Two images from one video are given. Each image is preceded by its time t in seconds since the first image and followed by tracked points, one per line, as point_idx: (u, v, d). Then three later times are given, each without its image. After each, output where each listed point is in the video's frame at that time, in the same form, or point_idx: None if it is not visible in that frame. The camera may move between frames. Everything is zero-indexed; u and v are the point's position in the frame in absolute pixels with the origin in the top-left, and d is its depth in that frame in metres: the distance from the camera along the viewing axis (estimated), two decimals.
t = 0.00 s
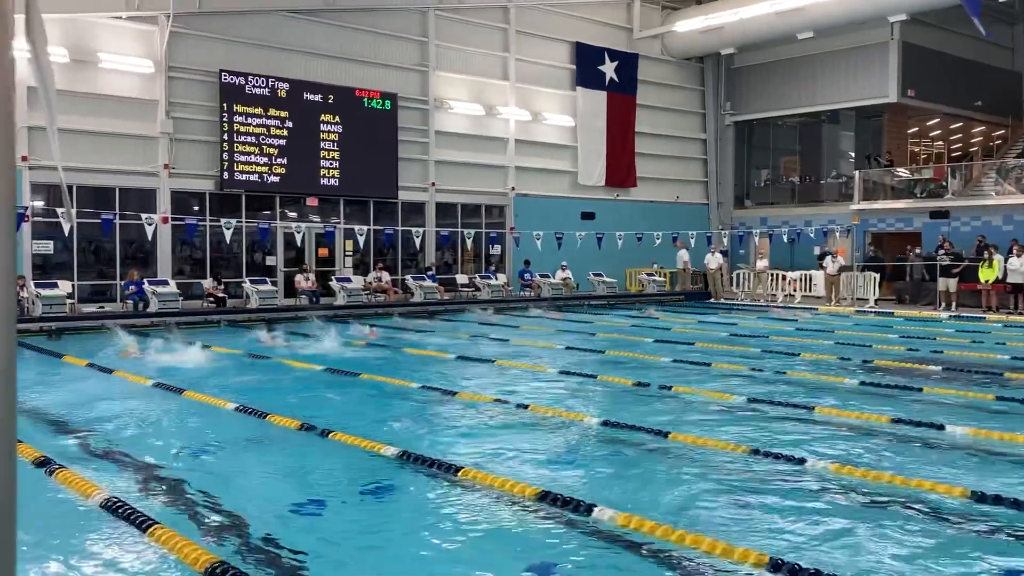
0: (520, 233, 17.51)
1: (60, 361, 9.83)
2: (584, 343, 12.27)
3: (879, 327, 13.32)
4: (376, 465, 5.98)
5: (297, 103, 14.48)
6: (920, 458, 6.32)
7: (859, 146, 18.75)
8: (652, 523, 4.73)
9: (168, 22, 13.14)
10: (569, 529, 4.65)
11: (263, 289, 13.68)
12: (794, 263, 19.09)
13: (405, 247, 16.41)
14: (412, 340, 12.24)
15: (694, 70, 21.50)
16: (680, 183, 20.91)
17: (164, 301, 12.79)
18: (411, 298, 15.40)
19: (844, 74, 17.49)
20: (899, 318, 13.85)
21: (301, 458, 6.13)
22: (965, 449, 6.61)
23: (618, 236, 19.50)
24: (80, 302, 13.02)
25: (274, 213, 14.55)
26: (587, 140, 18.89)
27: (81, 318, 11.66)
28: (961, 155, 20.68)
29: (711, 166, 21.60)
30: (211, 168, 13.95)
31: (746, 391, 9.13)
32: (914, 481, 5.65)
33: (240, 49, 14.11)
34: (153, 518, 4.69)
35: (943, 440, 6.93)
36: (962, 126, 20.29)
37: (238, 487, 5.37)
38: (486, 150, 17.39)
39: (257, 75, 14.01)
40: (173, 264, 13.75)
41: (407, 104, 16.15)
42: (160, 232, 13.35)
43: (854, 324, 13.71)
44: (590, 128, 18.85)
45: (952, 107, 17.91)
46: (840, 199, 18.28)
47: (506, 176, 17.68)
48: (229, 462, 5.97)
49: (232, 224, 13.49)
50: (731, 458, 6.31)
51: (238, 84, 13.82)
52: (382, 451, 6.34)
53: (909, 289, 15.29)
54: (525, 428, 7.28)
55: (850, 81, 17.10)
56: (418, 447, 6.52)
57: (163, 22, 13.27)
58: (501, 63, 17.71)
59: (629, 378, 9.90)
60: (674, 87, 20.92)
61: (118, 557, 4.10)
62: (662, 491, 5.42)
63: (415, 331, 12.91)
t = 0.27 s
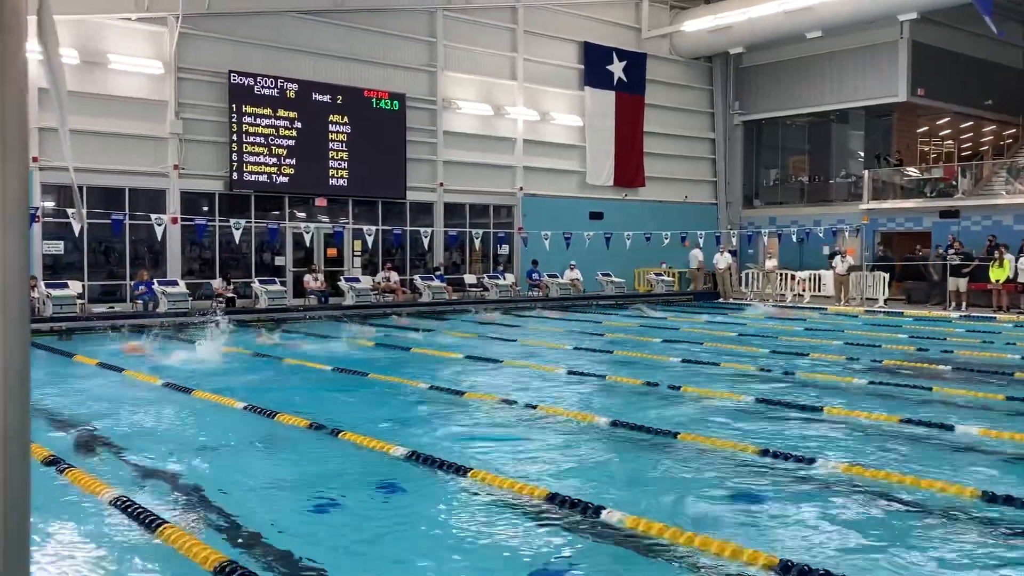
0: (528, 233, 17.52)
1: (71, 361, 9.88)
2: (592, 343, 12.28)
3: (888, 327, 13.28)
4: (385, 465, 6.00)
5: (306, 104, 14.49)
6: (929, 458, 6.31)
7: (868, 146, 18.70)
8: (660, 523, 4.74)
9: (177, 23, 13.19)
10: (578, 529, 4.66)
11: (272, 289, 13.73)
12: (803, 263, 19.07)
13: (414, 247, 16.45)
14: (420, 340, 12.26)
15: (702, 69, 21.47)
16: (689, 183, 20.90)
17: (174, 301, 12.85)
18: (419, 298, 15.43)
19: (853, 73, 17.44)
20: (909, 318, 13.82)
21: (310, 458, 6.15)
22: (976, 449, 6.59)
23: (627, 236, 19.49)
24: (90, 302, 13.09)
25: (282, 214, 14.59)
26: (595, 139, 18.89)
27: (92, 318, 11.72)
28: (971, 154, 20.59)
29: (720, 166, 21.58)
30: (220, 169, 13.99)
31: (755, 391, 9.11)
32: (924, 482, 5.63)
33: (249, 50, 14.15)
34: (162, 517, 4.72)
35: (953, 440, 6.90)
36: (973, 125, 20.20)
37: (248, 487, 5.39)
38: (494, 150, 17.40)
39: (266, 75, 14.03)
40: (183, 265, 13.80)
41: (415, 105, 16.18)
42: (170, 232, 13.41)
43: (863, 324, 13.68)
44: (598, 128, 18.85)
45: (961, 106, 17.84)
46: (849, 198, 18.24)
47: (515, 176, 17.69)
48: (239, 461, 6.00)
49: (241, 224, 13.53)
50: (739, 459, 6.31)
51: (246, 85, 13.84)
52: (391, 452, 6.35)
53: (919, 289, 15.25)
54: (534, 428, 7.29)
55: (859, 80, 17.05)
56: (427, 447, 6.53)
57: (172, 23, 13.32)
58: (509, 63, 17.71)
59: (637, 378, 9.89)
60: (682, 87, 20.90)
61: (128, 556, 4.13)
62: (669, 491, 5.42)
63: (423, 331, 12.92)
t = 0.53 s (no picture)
0: (537, 233, 17.52)
1: (81, 361, 9.92)
2: (601, 343, 12.26)
3: (899, 327, 13.22)
4: (395, 466, 6.00)
5: (315, 104, 14.51)
6: (941, 459, 6.27)
7: (879, 145, 18.64)
8: (670, 524, 4.72)
9: (187, 24, 13.23)
10: (588, 529, 4.65)
11: (282, 289, 13.76)
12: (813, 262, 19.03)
13: (423, 248, 16.47)
14: (429, 340, 12.26)
15: (711, 68, 21.43)
16: (698, 183, 20.87)
17: (184, 302, 12.89)
18: (428, 298, 15.45)
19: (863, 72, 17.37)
20: (920, 318, 13.75)
21: (320, 459, 6.15)
22: (988, 450, 6.55)
23: (636, 235, 19.47)
24: (101, 302, 13.15)
25: (292, 214, 14.63)
26: (604, 139, 18.87)
27: (102, 319, 11.77)
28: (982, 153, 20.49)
29: (729, 166, 21.54)
30: (229, 169, 14.02)
31: (765, 391, 9.08)
32: (937, 483, 5.59)
33: (259, 50, 14.18)
34: (173, 516, 4.73)
35: (965, 440, 6.86)
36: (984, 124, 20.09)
37: (257, 487, 5.40)
38: (503, 149, 17.41)
39: (275, 76, 14.04)
40: (193, 265, 13.85)
41: (424, 105, 16.20)
42: (180, 233, 13.45)
43: (874, 324, 13.63)
44: (607, 128, 18.84)
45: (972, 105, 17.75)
46: (859, 198, 18.18)
47: (524, 176, 17.69)
48: (249, 461, 6.01)
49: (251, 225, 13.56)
50: (750, 459, 6.29)
51: (256, 86, 13.86)
52: (400, 452, 6.35)
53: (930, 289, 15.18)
54: (543, 428, 7.28)
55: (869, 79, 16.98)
56: (437, 447, 6.53)
57: (182, 24, 13.35)
58: (518, 62, 17.72)
59: (646, 378, 9.87)
60: (691, 86, 20.87)
61: (139, 554, 4.14)
62: (678, 491, 5.41)
63: (432, 331, 12.91)
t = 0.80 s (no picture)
0: (545, 233, 17.51)
1: (91, 362, 9.95)
2: (610, 343, 12.24)
3: (909, 327, 13.16)
4: (403, 466, 6.00)
5: (324, 105, 14.51)
6: (952, 459, 6.23)
7: (888, 144, 18.57)
8: (680, 523, 4.71)
9: (196, 26, 13.25)
10: (597, 529, 4.64)
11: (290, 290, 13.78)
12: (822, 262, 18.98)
13: (431, 248, 16.49)
14: (437, 340, 12.27)
15: (720, 68, 21.37)
16: (708, 182, 20.83)
17: (192, 302, 12.92)
18: (437, 298, 15.45)
19: (872, 71, 17.31)
20: (930, 318, 13.69)
21: (328, 459, 6.16)
22: (1000, 450, 6.50)
23: (644, 235, 19.46)
24: (111, 303, 13.19)
25: (300, 214, 14.65)
26: (612, 139, 18.84)
27: (112, 319, 11.81)
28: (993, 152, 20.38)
29: (738, 165, 21.50)
30: (238, 170, 14.05)
31: (775, 391, 9.05)
32: (948, 483, 5.56)
33: (267, 51, 14.20)
34: (182, 517, 4.74)
35: (977, 441, 6.81)
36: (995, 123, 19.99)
37: (266, 487, 5.41)
38: (511, 149, 17.41)
39: (284, 77, 14.04)
40: (202, 266, 13.89)
41: (432, 106, 16.22)
42: (189, 234, 13.48)
43: (883, 324, 13.57)
44: (615, 127, 18.81)
45: (983, 104, 17.65)
46: (869, 197, 18.12)
47: (532, 176, 17.68)
48: (258, 461, 6.01)
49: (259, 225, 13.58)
50: (759, 459, 6.26)
51: (264, 86, 13.87)
52: (408, 452, 6.36)
53: (940, 289, 15.12)
54: (552, 428, 7.27)
55: (878, 78, 16.92)
56: (445, 447, 6.53)
57: (190, 25, 13.39)
58: (526, 63, 17.71)
59: (655, 378, 9.84)
60: (699, 85, 20.83)
61: (148, 555, 4.15)
62: (687, 491, 5.40)
63: (440, 332, 12.91)
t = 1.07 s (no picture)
0: (553, 233, 17.52)
1: (100, 362, 9.98)
2: (618, 343, 12.22)
3: (918, 327, 13.11)
4: (410, 465, 6.02)
5: (332, 105, 14.54)
6: (962, 460, 6.20)
7: (897, 144, 18.48)
8: (688, 523, 4.70)
9: (204, 27, 13.29)
10: (605, 529, 4.64)
11: (298, 290, 13.81)
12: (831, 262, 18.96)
13: (439, 248, 16.51)
14: (444, 340, 12.27)
15: (727, 67, 21.35)
16: (716, 182, 20.81)
17: (201, 302, 12.96)
18: (445, 299, 15.46)
19: (880, 70, 17.26)
20: (940, 317, 13.64)
21: (336, 459, 6.16)
22: (1011, 451, 6.46)
23: (652, 235, 19.47)
24: (120, 303, 13.24)
25: (308, 215, 14.68)
26: (620, 139, 18.84)
27: (121, 319, 11.85)
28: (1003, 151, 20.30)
29: (747, 165, 21.49)
30: (246, 171, 14.08)
31: (783, 391, 9.02)
32: (957, 484, 5.54)
33: (275, 52, 14.23)
34: (191, 517, 4.75)
35: (987, 441, 6.78)
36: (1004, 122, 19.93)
37: (273, 487, 5.42)
38: (519, 149, 17.42)
39: (292, 78, 14.08)
40: (210, 266, 13.93)
41: (440, 106, 16.24)
42: (197, 234, 13.52)
43: (893, 323, 13.53)
44: (623, 127, 18.81)
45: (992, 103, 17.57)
46: (877, 196, 18.08)
47: (540, 176, 17.70)
48: (266, 462, 6.03)
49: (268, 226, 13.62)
50: (767, 459, 6.25)
51: (273, 87, 13.91)
52: (416, 452, 6.36)
53: (950, 288, 15.07)
54: (559, 428, 7.27)
55: (886, 77, 16.87)
56: (453, 447, 6.53)
57: (199, 26, 13.42)
58: (534, 63, 17.73)
59: (663, 378, 9.83)
60: (707, 85, 20.81)
61: (158, 555, 4.16)
62: (695, 491, 5.39)
63: (448, 332, 12.92)
